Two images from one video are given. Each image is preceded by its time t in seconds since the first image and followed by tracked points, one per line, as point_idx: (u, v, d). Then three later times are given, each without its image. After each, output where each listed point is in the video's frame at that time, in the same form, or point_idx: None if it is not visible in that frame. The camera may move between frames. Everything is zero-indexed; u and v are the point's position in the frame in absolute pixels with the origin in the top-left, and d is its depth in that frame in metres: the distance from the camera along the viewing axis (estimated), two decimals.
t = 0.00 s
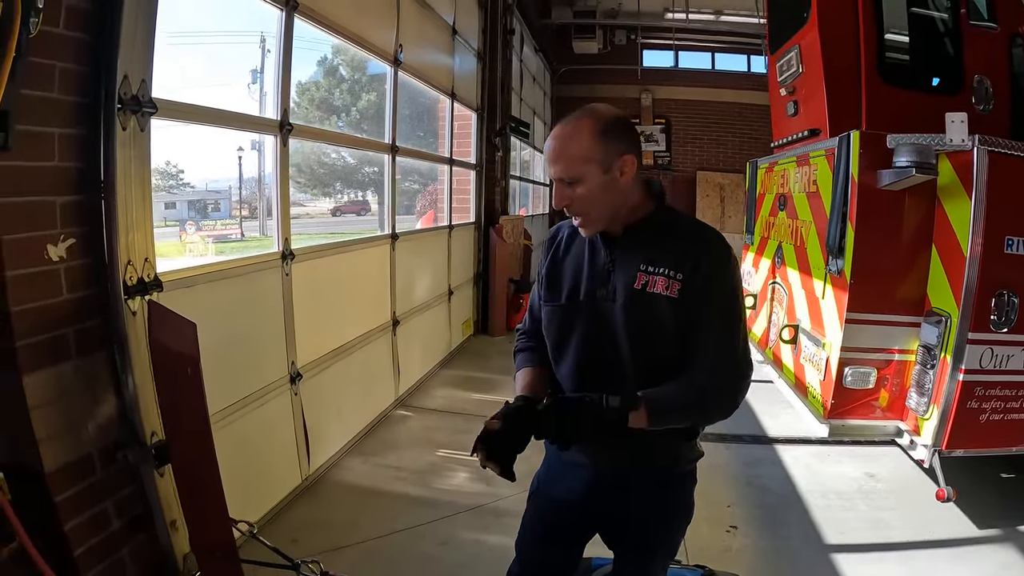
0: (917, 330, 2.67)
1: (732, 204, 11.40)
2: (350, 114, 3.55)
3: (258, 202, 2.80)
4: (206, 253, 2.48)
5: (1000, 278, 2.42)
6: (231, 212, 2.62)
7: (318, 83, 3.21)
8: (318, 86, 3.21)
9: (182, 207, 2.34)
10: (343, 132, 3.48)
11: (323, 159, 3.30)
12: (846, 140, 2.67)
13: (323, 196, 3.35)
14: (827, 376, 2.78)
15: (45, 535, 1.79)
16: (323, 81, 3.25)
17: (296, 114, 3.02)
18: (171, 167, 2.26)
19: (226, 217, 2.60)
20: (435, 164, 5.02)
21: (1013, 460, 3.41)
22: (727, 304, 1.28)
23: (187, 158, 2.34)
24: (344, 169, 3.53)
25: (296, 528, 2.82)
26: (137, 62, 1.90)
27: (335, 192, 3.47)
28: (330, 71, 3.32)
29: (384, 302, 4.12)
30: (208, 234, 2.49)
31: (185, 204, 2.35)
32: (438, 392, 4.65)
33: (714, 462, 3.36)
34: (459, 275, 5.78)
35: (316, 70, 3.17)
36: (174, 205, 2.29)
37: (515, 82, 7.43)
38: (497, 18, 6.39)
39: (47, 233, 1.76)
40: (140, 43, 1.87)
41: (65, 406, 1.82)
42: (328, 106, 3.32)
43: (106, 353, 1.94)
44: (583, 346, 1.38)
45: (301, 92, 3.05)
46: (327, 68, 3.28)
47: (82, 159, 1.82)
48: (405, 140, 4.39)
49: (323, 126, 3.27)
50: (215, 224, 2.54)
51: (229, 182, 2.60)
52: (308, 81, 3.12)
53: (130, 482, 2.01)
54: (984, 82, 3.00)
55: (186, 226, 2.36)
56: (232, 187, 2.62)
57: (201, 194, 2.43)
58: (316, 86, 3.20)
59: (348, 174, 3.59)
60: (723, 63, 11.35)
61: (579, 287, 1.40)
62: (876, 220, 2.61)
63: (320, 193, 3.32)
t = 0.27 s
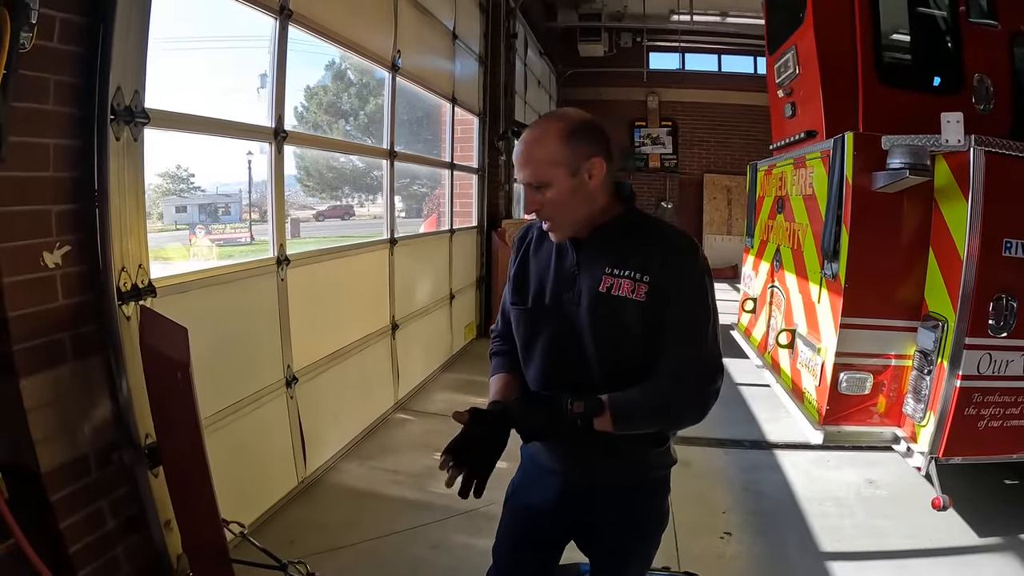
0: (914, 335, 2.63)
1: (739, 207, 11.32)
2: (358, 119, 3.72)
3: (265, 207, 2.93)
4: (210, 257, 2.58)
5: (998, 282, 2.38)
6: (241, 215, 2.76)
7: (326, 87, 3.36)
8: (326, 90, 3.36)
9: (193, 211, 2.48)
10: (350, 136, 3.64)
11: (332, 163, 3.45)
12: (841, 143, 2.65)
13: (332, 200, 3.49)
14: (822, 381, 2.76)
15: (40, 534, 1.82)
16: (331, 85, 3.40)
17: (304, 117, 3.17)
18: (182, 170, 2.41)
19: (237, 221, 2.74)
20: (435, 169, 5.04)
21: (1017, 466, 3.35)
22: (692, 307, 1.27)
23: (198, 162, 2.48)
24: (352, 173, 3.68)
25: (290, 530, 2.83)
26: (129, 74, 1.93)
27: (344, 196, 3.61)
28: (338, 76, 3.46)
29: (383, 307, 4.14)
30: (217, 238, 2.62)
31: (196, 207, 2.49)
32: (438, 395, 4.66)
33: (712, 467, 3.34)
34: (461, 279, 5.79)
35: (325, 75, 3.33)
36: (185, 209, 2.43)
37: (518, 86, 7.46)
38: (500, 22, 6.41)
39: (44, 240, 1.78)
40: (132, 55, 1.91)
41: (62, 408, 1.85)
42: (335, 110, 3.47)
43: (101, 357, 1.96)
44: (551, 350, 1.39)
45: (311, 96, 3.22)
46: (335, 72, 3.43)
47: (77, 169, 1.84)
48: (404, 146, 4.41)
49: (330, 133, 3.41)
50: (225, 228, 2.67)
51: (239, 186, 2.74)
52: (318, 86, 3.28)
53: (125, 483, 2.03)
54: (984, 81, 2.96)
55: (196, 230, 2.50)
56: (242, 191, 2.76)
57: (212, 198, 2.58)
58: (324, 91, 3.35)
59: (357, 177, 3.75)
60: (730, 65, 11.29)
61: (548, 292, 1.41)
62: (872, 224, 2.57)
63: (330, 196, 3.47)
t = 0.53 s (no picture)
0: (914, 339, 2.60)
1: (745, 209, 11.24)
2: (364, 123, 3.82)
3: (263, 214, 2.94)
4: (214, 261, 2.63)
5: (998, 284, 2.35)
6: (248, 219, 2.84)
7: (332, 91, 3.44)
8: (333, 94, 3.45)
9: (201, 214, 2.56)
10: (357, 141, 3.75)
11: (338, 168, 3.56)
12: (840, 144, 2.62)
13: (339, 204, 3.59)
14: (821, 385, 2.74)
15: (37, 534, 1.84)
16: (338, 89, 3.49)
17: (311, 120, 3.26)
18: (191, 175, 2.48)
19: (244, 225, 2.82)
20: (437, 173, 5.04)
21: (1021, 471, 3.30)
22: (670, 314, 1.26)
23: (208, 168, 2.57)
24: (359, 177, 3.79)
25: (287, 532, 2.84)
26: (126, 81, 1.95)
27: (351, 199, 3.71)
28: (345, 80, 3.55)
29: (383, 310, 4.15)
30: (225, 241, 2.69)
31: (205, 211, 2.58)
32: (439, 399, 4.67)
33: (712, 472, 3.31)
34: (463, 282, 5.80)
35: (332, 79, 3.42)
36: (194, 213, 2.51)
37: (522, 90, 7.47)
38: (502, 26, 6.43)
39: (41, 246, 1.79)
40: (129, 63, 1.92)
41: (60, 409, 1.86)
42: (342, 114, 3.57)
43: (99, 360, 1.96)
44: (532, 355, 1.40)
45: (319, 101, 3.32)
46: (342, 77, 3.52)
47: (74, 175, 1.86)
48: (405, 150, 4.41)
49: (336, 138, 3.51)
50: (233, 231, 2.75)
51: (247, 191, 2.82)
52: (325, 90, 3.36)
53: (123, 484, 2.04)
54: (986, 80, 2.91)
55: (204, 233, 2.58)
56: (250, 196, 2.84)
57: (220, 202, 2.66)
58: (330, 95, 3.44)
59: (363, 181, 3.85)
60: (736, 67, 11.23)
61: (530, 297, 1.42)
62: (871, 226, 2.54)
63: (337, 201, 3.56)
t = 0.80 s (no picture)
0: (913, 340, 2.60)
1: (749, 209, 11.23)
2: (368, 125, 3.86)
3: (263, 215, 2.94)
4: (218, 262, 2.65)
5: (997, 286, 2.35)
6: (253, 220, 2.87)
7: (336, 92, 3.48)
8: (337, 96, 3.48)
9: (206, 215, 2.59)
10: (361, 142, 3.78)
11: (343, 169, 3.60)
12: (838, 145, 2.63)
13: (344, 205, 3.63)
14: (820, 387, 2.74)
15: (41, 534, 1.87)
16: (342, 91, 3.52)
17: (315, 122, 3.29)
18: (196, 176, 2.51)
19: (248, 226, 2.85)
20: (439, 174, 5.05)
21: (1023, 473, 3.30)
22: (662, 321, 1.28)
23: (213, 169, 2.60)
24: (364, 179, 3.83)
25: (289, 532, 2.86)
26: (128, 87, 1.97)
27: (355, 200, 3.75)
28: (349, 82, 3.60)
29: (385, 312, 4.17)
30: (230, 242, 2.73)
31: (210, 213, 2.61)
32: (441, 400, 4.69)
33: (711, 473, 3.32)
34: (465, 283, 5.82)
35: (337, 80, 3.46)
36: (198, 214, 2.54)
37: (524, 91, 7.49)
38: (505, 28, 6.45)
39: (45, 250, 1.82)
40: (131, 68, 1.95)
41: (64, 410, 1.89)
42: (346, 116, 3.60)
43: (102, 362, 1.99)
44: (525, 360, 1.42)
45: (323, 102, 3.36)
46: (347, 78, 3.57)
47: (77, 180, 1.89)
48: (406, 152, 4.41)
49: (340, 140, 3.55)
50: (238, 232, 2.78)
51: (252, 192, 2.85)
52: (329, 91, 3.40)
53: (126, 484, 2.06)
54: (986, 80, 2.91)
55: (208, 234, 2.61)
56: (255, 197, 2.87)
57: (225, 204, 2.69)
58: (334, 96, 3.47)
59: (367, 183, 3.89)
60: (739, 67, 11.23)
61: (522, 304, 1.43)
62: (869, 227, 2.55)
63: (341, 202, 3.59)
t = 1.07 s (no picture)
0: (913, 340, 2.61)
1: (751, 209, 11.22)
2: (371, 125, 3.87)
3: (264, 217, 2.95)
4: (220, 263, 2.67)
5: (996, 286, 2.35)
6: (256, 220, 2.89)
7: (339, 93, 3.50)
8: (339, 96, 3.50)
9: (209, 216, 2.61)
10: (364, 142, 3.80)
11: (345, 170, 3.61)
12: (838, 145, 2.63)
13: (346, 206, 3.64)
14: (820, 387, 2.75)
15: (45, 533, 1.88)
16: (344, 91, 3.54)
17: (318, 122, 3.31)
18: (198, 176, 2.52)
19: (251, 226, 2.87)
20: (441, 175, 5.06)
21: None
22: (662, 320, 1.30)
23: (215, 170, 2.61)
24: (366, 179, 3.85)
25: (291, 531, 2.88)
26: (130, 89, 1.98)
27: (357, 201, 3.77)
28: (351, 82, 3.61)
29: (387, 312, 4.19)
30: (232, 242, 2.74)
31: (212, 213, 2.63)
32: (443, 400, 4.71)
33: (712, 473, 3.33)
34: (467, 284, 5.83)
35: (339, 80, 3.48)
36: (201, 214, 2.56)
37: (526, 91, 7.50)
38: (506, 29, 6.46)
39: (49, 251, 1.84)
40: (133, 70, 1.96)
41: (67, 410, 1.90)
42: (348, 116, 3.62)
43: (104, 363, 2.00)
44: (525, 360, 1.42)
45: (326, 103, 3.37)
46: (349, 78, 3.58)
47: (80, 182, 1.91)
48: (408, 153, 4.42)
49: (343, 140, 3.56)
50: (241, 232, 2.80)
51: (255, 192, 2.87)
52: (331, 92, 3.42)
53: (129, 483, 2.08)
54: (986, 80, 2.90)
55: (211, 235, 2.63)
56: (258, 197, 2.89)
57: (228, 204, 2.71)
58: (337, 96, 3.49)
59: (369, 183, 3.91)
60: (741, 67, 11.22)
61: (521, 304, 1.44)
62: (869, 227, 2.55)
63: (343, 202, 3.61)
